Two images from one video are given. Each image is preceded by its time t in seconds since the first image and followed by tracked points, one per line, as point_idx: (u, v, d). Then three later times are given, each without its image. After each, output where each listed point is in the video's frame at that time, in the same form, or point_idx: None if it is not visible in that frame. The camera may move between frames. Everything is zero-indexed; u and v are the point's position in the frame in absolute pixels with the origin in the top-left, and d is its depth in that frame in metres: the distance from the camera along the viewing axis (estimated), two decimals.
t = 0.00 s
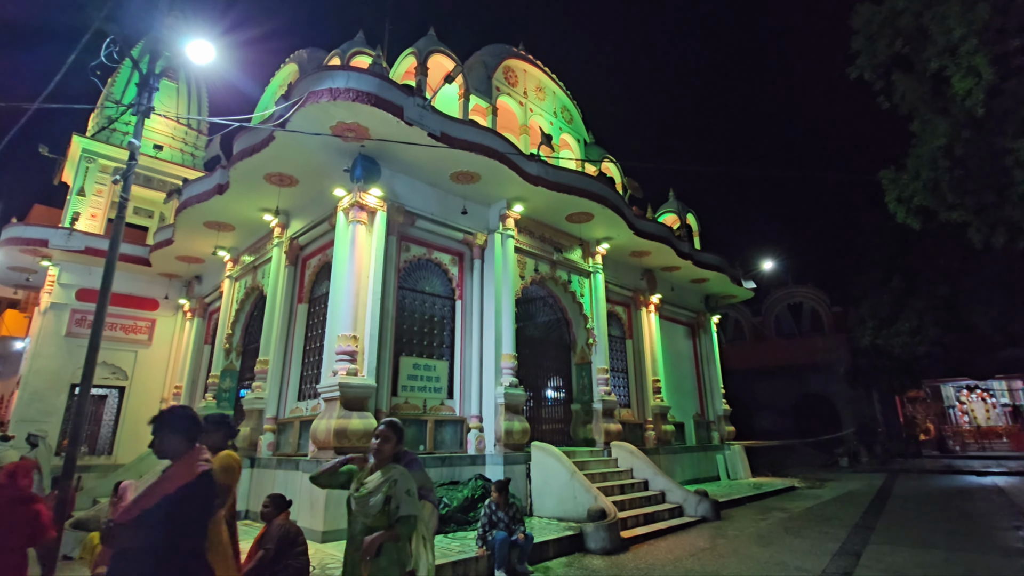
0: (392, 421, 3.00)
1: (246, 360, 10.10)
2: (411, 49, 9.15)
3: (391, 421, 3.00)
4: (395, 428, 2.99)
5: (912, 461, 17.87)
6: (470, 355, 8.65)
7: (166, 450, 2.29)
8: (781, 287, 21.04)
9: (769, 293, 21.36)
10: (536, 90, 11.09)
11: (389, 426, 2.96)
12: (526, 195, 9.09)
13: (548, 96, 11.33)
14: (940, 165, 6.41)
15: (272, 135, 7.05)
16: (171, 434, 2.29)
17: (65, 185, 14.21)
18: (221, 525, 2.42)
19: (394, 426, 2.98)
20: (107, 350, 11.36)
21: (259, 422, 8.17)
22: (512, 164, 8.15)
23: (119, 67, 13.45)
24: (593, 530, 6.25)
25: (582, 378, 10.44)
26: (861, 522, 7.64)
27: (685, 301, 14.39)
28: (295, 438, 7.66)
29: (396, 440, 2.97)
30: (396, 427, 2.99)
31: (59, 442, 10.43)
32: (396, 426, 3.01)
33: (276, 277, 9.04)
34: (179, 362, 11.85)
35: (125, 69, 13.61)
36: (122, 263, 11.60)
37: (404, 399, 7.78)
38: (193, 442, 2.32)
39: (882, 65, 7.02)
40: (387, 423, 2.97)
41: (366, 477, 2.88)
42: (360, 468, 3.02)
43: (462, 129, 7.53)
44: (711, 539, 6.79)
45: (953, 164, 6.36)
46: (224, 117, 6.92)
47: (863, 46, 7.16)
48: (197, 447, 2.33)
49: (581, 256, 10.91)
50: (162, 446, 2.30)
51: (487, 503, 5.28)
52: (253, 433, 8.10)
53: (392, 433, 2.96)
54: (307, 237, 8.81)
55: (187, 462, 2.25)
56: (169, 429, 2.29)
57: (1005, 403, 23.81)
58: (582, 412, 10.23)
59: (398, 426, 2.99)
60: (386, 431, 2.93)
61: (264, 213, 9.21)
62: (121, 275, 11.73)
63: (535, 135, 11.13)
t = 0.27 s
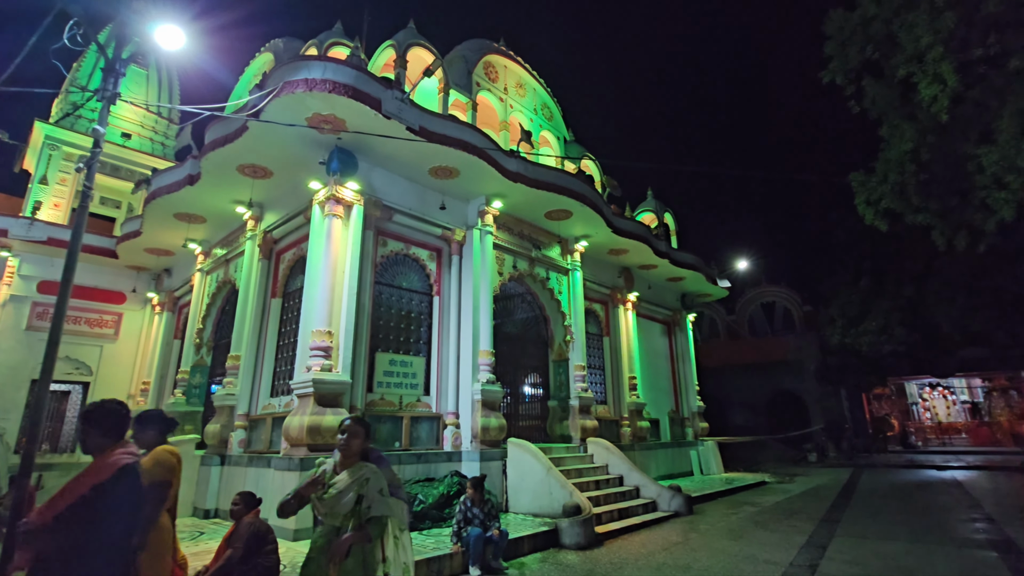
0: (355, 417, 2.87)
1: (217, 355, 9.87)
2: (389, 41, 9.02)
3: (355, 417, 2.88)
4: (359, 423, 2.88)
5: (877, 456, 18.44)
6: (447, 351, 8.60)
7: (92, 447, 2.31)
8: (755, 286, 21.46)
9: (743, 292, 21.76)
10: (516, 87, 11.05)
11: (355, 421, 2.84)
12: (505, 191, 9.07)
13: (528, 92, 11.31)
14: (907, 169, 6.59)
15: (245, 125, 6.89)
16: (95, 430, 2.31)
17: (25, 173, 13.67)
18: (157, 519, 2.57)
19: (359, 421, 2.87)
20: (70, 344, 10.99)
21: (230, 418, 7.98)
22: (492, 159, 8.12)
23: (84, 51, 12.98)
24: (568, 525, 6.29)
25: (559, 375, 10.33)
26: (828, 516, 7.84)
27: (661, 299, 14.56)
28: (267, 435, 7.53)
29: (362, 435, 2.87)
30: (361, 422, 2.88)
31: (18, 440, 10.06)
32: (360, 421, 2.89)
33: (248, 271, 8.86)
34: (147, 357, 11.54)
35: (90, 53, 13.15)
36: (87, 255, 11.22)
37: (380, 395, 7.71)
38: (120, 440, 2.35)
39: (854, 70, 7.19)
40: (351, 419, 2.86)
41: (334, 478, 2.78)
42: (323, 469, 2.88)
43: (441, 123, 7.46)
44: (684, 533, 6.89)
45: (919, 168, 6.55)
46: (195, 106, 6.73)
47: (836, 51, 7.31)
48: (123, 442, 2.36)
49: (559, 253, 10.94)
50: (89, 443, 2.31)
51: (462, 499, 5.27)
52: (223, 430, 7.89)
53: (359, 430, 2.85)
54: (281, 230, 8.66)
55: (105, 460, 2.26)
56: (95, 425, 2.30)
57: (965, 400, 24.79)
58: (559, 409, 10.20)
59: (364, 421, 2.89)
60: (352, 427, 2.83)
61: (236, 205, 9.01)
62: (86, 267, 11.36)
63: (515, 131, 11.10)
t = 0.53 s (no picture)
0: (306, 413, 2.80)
1: (183, 350, 9.59)
2: (366, 32, 8.87)
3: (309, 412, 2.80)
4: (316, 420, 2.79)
5: (840, 451, 19.03)
6: (421, 347, 8.54)
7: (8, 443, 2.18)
8: (727, 285, 21.92)
9: (716, 291, 22.20)
10: (495, 82, 11.01)
11: (310, 418, 2.76)
12: (482, 187, 9.02)
13: (507, 88, 11.27)
14: (873, 173, 6.79)
15: (215, 113, 6.69)
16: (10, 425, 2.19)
17: None
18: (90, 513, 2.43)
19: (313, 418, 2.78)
20: (26, 338, 10.54)
21: (197, 415, 7.72)
22: (469, 155, 8.07)
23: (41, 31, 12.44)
24: (541, 521, 6.32)
25: (535, 372, 10.42)
26: (792, 509, 8.06)
27: (636, 297, 14.73)
28: (234, 432, 7.36)
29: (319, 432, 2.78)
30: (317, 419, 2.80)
31: None
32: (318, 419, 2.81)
33: (217, 264, 8.64)
34: (109, 352, 11.15)
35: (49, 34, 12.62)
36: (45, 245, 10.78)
37: (352, 391, 7.61)
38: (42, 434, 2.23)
39: (824, 75, 7.36)
40: (304, 416, 2.76)
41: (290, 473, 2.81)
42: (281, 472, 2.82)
43: (417, 117, 7.38)
44: (654, 527, 6.99)
45: (884, 172, 6.75)
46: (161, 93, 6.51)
47: (807, 56, 7.48)
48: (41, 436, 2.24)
49: (536, 250, 10.95)
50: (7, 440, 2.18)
51: (435, 496, 5.24)
52: (190, 426, 7.61)
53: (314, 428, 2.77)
54: (252, 222, 8.46)
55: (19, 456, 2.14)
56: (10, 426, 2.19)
57: (924, 397, 25.25)
58: (534, 405, 10.26)
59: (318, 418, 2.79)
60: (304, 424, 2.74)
61: (205, 196, 8.77)
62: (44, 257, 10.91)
63: (493, 127, 11.06)
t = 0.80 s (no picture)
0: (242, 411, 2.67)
1: (145, 342, 9.27)
2: (340, 20, 8.70)
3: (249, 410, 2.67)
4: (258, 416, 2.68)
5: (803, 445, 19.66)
6: (394, 342, 8.45)
7: None
8: (698, 283, 22.40)
9: (687, 289, 22.65)
10: (472, 76, 10.94)
11: (251, 416, 2.63)
12: (457, 181, 8.96)
13: (484, 82, 11.22)
14: (838, 176, 7.00)
15: (180, 98, 6.47)
16: None
17: None
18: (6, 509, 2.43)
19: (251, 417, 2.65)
20: None
21: (159, 410, 7.48)
22: (445, 148, 8.00)
23: None
24: (512, 514, 6.36)
25: (507, 366, 10.39)
26: (757, 501, 8.30)
27: (610, 294, 14.89)
28: (199, 427, 7.16)
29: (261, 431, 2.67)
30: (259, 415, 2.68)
31: None
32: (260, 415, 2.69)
33: (181, 255, 8.38)
34: (65, 345, 10.71)
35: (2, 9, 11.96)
36: None
37: (323, 386, 7.49)
38: None
39: (793, 79, 7.56)
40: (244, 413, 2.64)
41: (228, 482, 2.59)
42: (217, 474, 2.66)
43: (393, 108, 7.27)
44: (623, 520, 7.11)
45: (849, 174, 6.96)
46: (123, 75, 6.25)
47: (778, 59, 7.66)
48: None
49: (511, 245, 10.95)
50: None
51: (406, 490, 5.21)
52: (151, 422, 7.36)
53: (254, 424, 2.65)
54: (219, 212, 8.23)
55: None
56: None
57: (882, 393, 26.03)
58: (507, 400, 10.31)
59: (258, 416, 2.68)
60: (242, 422, 2.61)
61: (169, 184, 8.48)
62: None
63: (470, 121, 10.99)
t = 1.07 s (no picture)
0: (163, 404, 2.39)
1: (90, 331, 8.82)
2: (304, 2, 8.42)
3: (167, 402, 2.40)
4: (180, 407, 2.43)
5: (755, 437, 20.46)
6: (355, 334, 8.31)
7: None
8: (660, 280, 22.90)
9: (650, 286, 23.12)
10: (440, 66, 10.80)
11: (169, 407, 2.38)
12: (423, 172, 8.85)
13: (453, 73, 11.09)
14: (794, 179, 7.26)
15: (131, 75, 6.14)
16: None
17: None
18: None
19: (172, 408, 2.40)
20: None
21: (104, 402, 7.14)
22: (412, 138, 7.88)
23: None
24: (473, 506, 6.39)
25: (471, 360, 10.55)
26: (710, 492, 8.61)
27: (574, 289, 15.05)
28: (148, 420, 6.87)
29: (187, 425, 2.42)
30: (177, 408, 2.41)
31: None
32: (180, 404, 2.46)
33: (131, 240, 7.99)
34: None
35: None
36: None
37: (281, 378, 7.30)
38: None
39: (755, 84, 7.79)
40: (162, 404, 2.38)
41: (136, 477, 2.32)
42: (125, 470, 2.37)
43: (358, 95, 7.11)
44: (583, 511, 7.24)
45: (804, 179, 7.23)
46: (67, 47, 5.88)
47: (741, 64, 7.87)
48: None
49: (477, 239, 10.92)
50: None
51: (366, 485, 5.16)
52: (96, 414, 7.02)
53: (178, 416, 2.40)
54: (173, 197, 7.89)
55: None
56: None
57: (830, 387, 27.75)
58: (470, 393, 10.38)
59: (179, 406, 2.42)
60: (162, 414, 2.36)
61: (118, 165, 8.04)
62: None
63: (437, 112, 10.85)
